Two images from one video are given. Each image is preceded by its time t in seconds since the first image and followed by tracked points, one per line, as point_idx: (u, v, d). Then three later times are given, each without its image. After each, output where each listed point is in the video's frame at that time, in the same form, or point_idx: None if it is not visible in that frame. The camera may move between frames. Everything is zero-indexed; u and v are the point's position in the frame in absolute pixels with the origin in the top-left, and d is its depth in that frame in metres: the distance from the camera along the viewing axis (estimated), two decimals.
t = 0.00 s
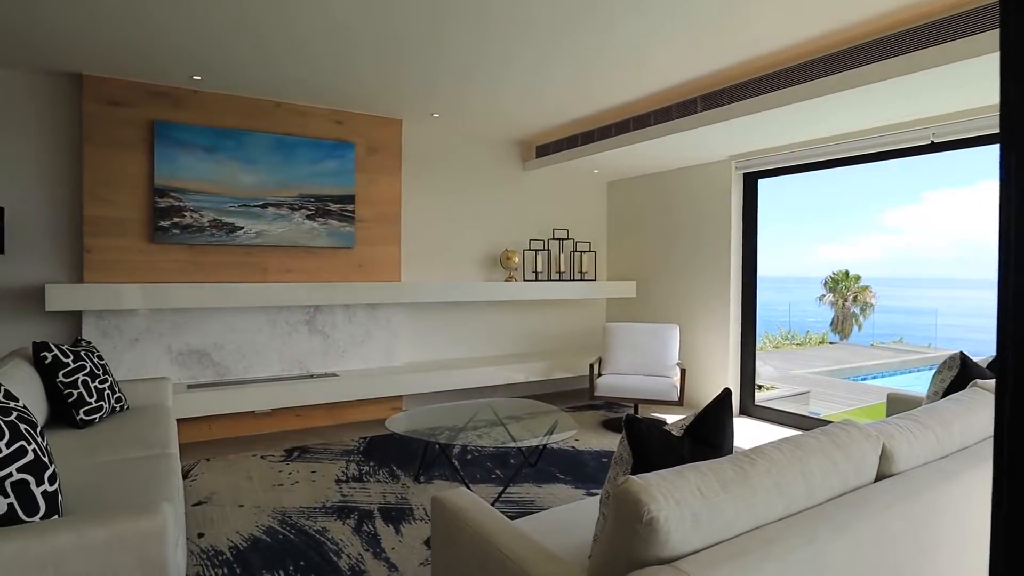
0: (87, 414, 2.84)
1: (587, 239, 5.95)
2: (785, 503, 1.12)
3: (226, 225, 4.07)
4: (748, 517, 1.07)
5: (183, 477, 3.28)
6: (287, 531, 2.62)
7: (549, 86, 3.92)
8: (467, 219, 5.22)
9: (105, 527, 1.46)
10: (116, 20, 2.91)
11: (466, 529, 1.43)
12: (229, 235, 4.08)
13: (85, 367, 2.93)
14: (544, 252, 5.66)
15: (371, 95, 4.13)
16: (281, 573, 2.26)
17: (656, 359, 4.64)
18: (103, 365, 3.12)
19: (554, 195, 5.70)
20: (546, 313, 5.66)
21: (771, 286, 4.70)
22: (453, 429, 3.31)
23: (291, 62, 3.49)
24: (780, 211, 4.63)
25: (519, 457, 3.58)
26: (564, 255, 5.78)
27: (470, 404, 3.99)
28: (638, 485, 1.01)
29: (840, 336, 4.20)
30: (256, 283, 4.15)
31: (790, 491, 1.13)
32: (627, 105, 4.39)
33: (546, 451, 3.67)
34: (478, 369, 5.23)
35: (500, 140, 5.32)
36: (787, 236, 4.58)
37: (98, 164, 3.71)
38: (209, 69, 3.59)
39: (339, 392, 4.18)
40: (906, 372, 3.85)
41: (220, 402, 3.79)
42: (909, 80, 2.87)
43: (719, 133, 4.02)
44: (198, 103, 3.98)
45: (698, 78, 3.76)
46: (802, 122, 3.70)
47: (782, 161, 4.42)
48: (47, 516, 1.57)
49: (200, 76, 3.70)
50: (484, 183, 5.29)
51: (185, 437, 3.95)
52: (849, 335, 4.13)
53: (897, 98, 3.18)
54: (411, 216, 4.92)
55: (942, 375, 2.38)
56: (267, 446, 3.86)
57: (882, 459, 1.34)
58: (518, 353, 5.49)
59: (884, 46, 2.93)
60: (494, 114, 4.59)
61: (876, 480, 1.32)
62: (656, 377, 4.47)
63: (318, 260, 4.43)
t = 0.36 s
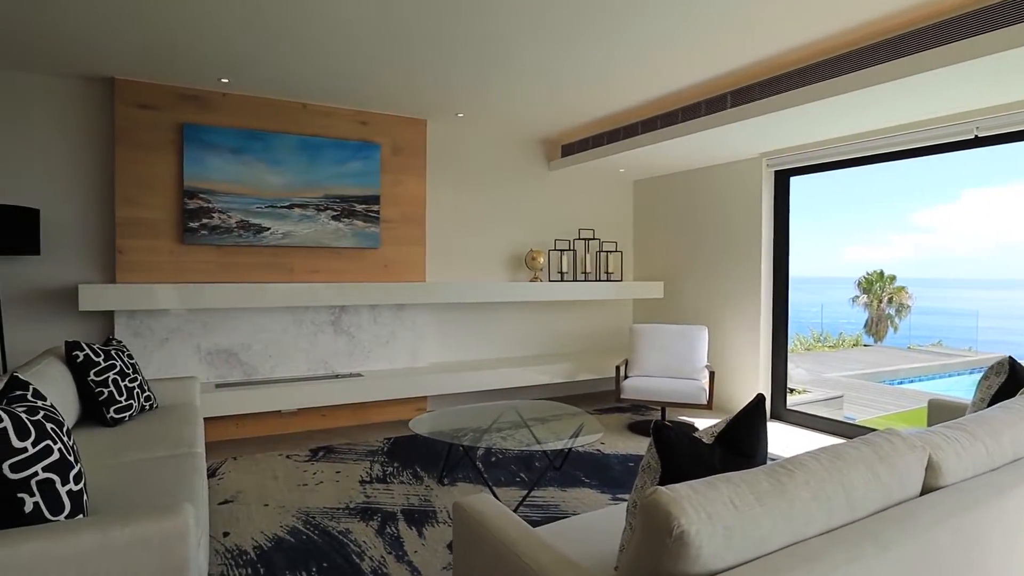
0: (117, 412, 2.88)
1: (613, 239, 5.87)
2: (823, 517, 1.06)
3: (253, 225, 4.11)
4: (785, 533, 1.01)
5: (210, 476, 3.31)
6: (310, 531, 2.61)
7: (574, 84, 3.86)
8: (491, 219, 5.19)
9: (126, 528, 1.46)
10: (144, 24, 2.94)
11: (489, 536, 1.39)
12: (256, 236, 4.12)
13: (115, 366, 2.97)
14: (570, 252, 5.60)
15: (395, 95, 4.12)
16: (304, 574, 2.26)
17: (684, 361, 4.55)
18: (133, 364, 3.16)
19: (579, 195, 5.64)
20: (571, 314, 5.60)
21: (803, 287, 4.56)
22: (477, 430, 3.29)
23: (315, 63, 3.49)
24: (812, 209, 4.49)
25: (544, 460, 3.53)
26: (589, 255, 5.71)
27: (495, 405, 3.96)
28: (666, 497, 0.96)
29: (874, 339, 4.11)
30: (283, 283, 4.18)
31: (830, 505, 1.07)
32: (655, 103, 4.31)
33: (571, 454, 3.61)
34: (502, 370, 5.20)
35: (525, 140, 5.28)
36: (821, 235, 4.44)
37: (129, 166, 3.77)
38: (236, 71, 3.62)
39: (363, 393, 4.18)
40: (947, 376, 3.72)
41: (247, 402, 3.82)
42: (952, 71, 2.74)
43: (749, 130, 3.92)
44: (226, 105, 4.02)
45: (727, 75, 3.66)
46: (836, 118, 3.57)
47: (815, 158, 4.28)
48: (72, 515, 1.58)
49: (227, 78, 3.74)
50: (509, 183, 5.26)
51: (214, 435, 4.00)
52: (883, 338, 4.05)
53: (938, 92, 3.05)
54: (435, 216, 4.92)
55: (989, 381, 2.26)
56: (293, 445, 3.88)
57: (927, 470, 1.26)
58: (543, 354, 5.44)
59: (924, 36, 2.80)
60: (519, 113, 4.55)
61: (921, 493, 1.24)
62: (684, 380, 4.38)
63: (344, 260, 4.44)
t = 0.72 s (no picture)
0: (148, 409, 2.92)
1: (641, 238, 5.79)
2: (865, 530, 1.00)
3: (281, 226, 4.15)
4: (824, 545, 0.96)
5: (239, 473, 3.35)
6: (335, 531, 2.62)
7: (601, 82, 3.81)
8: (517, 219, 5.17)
9: (152, 526, 1.47)
10: (175, 27, 2.98)
11: (513, 540, 1.36)
12: (284, 236, 4.16)
13: (146, 364, 3.02)
14: (596, 252, 5.54)
15: (421, 95, 4.12)
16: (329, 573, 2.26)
17: (714, 363, 4.45)
18: (164, 362, 3.21)
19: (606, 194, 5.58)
20: (598, 314, 5.54)
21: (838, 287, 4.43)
22: (503, 431, 3.26)
23: (341, 64, 3.51)
24: (847, 207, 4.35)
25: (570, 462, 3.49)
26: (616, 255, 5.64)
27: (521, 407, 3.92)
28: (699, 505, 0.92)
29: (912, 340, 3.95)
30: (310, 282, 4.22)
31: (872, 516, 1.01)
32: (684, 99, 4.23)
33: (598, 457, 3.56)
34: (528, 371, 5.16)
35: (551, 138, 5.23)
36: (856, 234, 4.30)
37: (162, 168, 3.84)
38: (264, 73, 3.66)
39: (389, 393, 4.19)
40: (990, 380, 3.58)
41: (275, 400, 3.86)
42: (999, 62, 2.61)
43: (781, 126, 3.81)
44: (256, 107, 4.07)
45: (759, 70, 3.56)
46: (874, 113, 3.45)
47: (851, 155, 4.14)
48: (100, 511, 1.59)
49: (256, 80, 3.78)
50: (535, 182, 5.22)
51: (243, 433, 4.05)
52: (921, 340, 3.89)
53: (979, 84, 2.93)
54: (461, 216, 4.91)
55: None
56: (320, 444, 3.90)
57: (976, 480, 1.20)
58: (569, 355, 5.40)
59: (968, 25, 2.68)
60: (545, 112, 4.51)
61: (970, 505, 1.18)
62: (714, 382, 4.29)
63: (370, 260, 4.46)
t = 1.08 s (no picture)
0: (180, 407, 2.96)
1: (670, 238, 5.70)
2: (914, 545, 0.94)
3: (310, 226, 4.19)
4: (869, 560, 0.90)
5: (268, 471, 3.38)
6: (361, 530, 2.62)
7: (629, 80, 3.75)
8: (544, 219, 5.13)
9: (179, 524, 1.47)
10: (206, 31, 3.02)
11: (539, 546, 1.33)
12: (313, 236, 4.20)
13: (179, 363, 3.07)
14: (625, 252, 5.47)
15: (448, 95, 4.11)
16: (354, 574, 2.25)
17: (746, 365, 4.35)
18: (196, 361, 3.26)
19: (634, 193, 5.50)
20: (626, 315, 5.47)
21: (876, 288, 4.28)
22: (529, 432, 3.23)
23: (369, 65, 3.51)
24: (886, 205, 4.21)
25: (598, 465, 3.44)
26: (645, 255, 5.56)
27: (548, 408, 3.88)
28: (733, 515, 0.87)
29: (952, 344, 3.79)
30: (338, 282, 4.24)
31: (921, 530, 0.96)
32: (714, 97, 4.15)
33: (626, 460, 3.50)
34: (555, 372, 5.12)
35: (579, 137, 5.19)
36: (895, 233, 4.16)
37: (194, 170, 3.91)
38: (293, 74, 3.69)
39: (416, 393, 4.19)
40: None
41: (303, 399, 3.89)
42: None
43: (816, 123, 3.70)
44: (285, 109, 4.11)
45: (794, 64, 3.46)
46: (914, 107, 3.32)
47: (889, 151, 4.01)
48: (131, 508, 1.61)
49: (286, 82, 3.82)
50: (562, 182, 5.18)
51: (273, 431, 4.09)
52: (963, 343, 3.73)
53: None
54: (488, 216, 4.90)
55: None
56: (347, 443, 3.92)
57: None
58: (597, 356, 5.34)
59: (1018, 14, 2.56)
60: (572, 110, 4.47)
61: None
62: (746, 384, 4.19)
63: (397, 260, 4.47)
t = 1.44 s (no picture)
0: (214, 404, 3.01)
1: (702, 237, 5.59)
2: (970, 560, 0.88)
3: (341, 226, 4.23)
4: None
5: (299, 469, 3.41)
6: (391, 530, 2.62)
7: (661, 77, 3.68)
8: (574, 218, 5.08)
9: (210, 521, 1.48)
10: (238, 35, 3.06)
11: (568, 551, 1.30)
12: (344, 236, 4.23)
13: (213, 361, 3.12)
14: (656, 252, 5.39)
15: (477, 94, 4.09)
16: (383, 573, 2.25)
17: (782, 367, 4.24)
18: (229, 359, 3.31)
19: (666, 192, 5.42)
20: (658, 316, 5.38)
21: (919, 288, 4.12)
22: (558, 434, 3.19)
23: (398, 65, 3.52)
24: (930, 202, 4.05)
25: (628, 467, 3.38)
26: (677, 254, 5.47)
27: (577, 409, 3.84)
28: (774, 528, 0.83)
29: (999, 347, 3.63)
30: (368, 282, 4.27)
31: (978, 546, 0.90)
32: (748, 93, 4.05)
33: (658, 463, 3.44)
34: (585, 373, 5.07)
35: (609, 135, 5.13)
36: (940, 231, 4.00)
37: (229, 172, 3.98)
38: (324, 76, 3.72)
39: (446, 393, 4.19)
40: None
41: (334, 398, 3.92)
42: None
43: (857, 118, 3.58)
44: (317, 110, 4.16)
45: (834, 58, 3.34)
46: (962, 100, 3.18)
47: (934, 146, 3.85)
48: (164, 504, 1.62)
49: (317, 84, 3.85)
50: (592, 181, 5.12)
51: (305, 429, 4.14)
52: (1010, 347, 3.57)
53: None
54: (517, 216, 4.88)
55: None
56: (377, 442, 3.94)
57: None
58: (627, 357, 5.27)
59: None
60: (602, 109, 4.41)
61: None
62: (782, 387, 4.07)
63: (426, 260, 4.48)
